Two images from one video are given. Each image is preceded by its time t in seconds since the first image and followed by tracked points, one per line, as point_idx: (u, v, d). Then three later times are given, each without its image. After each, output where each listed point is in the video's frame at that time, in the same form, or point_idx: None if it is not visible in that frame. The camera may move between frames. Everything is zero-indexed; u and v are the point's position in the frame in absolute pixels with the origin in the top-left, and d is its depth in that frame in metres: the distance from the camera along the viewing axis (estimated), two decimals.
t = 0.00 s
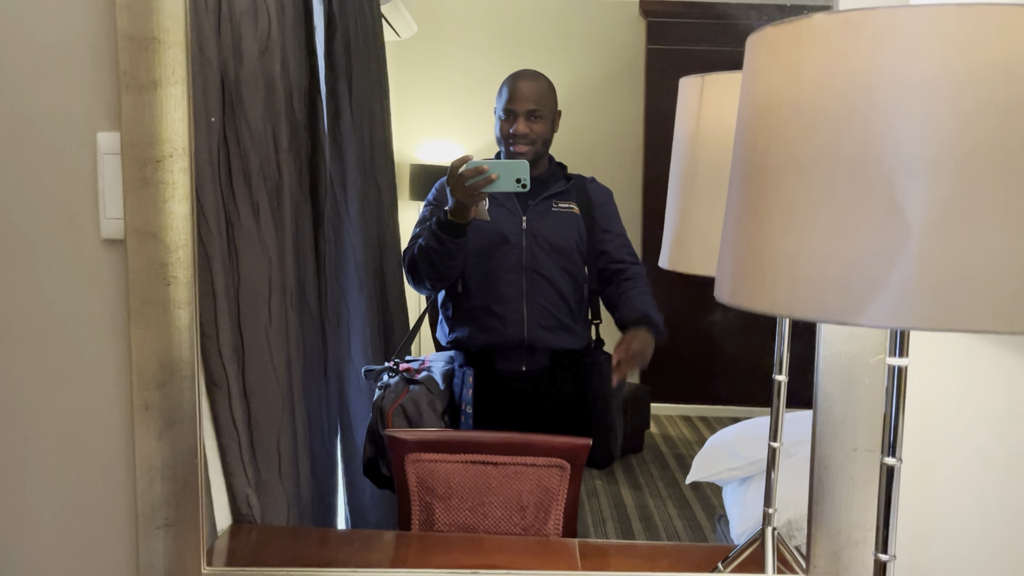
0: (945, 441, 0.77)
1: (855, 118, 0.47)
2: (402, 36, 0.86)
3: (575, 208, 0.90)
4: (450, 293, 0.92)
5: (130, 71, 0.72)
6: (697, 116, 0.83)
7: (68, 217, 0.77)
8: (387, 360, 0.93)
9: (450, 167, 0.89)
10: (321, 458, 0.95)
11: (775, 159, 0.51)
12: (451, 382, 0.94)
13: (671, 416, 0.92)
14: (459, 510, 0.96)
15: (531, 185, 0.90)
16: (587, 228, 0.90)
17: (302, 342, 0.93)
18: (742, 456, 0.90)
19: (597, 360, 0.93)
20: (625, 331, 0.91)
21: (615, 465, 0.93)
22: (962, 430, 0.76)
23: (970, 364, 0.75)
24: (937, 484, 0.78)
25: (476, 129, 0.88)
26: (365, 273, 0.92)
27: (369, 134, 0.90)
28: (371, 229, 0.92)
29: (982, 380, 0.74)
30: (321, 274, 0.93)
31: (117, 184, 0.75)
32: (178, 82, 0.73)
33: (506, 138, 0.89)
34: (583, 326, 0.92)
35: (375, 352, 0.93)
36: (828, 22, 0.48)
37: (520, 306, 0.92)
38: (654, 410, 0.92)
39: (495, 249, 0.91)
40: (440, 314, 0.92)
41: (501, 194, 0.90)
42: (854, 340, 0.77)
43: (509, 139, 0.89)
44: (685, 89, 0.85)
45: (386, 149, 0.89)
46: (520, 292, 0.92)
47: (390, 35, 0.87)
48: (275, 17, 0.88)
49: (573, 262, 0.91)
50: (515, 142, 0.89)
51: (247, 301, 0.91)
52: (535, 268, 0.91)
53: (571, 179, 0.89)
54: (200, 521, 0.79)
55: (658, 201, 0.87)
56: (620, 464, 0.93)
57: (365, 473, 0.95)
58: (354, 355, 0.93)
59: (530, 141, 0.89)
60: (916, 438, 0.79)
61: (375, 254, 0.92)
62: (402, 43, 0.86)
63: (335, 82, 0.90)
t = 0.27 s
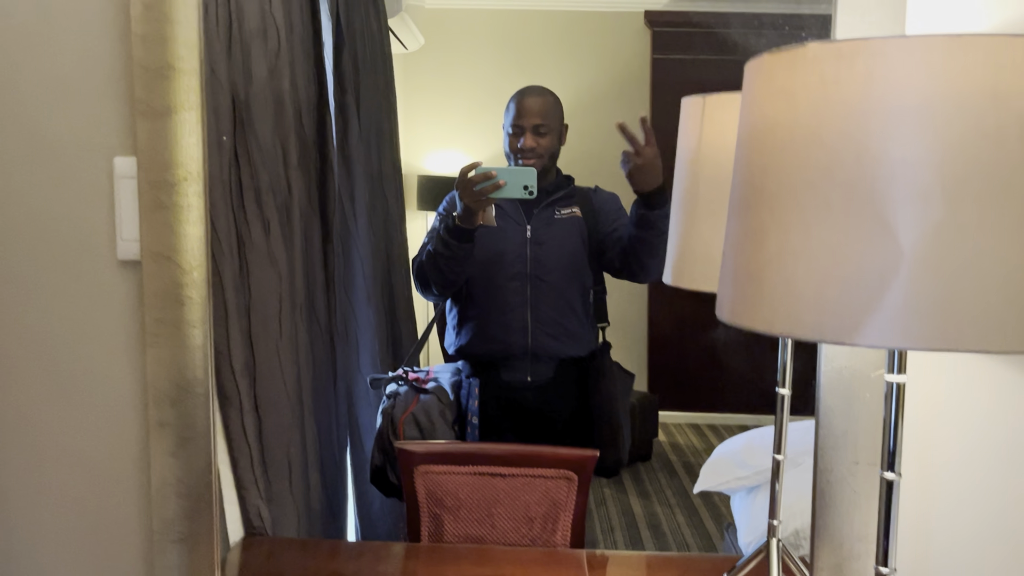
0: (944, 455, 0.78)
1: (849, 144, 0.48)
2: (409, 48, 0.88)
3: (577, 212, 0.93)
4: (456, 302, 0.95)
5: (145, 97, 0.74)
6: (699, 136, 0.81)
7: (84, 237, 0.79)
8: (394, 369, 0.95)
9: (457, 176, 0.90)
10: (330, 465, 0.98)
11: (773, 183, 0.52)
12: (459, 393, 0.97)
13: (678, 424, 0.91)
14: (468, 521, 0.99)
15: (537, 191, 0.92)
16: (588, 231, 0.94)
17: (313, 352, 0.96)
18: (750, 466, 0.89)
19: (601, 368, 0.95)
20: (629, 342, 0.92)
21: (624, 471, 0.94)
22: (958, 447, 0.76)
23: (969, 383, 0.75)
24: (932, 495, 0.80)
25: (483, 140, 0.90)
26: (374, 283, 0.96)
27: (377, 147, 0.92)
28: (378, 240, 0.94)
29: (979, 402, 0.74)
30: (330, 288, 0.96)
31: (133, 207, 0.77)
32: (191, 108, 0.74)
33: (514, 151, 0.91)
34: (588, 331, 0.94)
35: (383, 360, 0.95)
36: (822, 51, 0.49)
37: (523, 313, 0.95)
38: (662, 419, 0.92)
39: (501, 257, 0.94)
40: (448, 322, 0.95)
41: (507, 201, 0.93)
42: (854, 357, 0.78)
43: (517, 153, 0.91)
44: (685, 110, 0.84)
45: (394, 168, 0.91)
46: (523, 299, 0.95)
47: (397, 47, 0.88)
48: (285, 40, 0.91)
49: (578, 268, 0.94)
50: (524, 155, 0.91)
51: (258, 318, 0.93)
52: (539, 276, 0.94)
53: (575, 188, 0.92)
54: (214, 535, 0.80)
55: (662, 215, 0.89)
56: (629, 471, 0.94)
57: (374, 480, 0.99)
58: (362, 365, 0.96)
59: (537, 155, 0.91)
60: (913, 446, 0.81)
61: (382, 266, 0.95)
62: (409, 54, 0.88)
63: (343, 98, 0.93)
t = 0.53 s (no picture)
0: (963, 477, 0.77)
1: (867, 167, 0.48)
2: (418, 60, 0.89)
3: (583, 220, 0.92)
4: (467, 313, 0.94)
5: (164, 122, 0.75)
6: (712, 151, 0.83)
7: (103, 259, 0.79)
8: (405, 381, 0.96)
9: (465, 186, 0.91)
10: (344, 476, 0.99)
11: (790, 205, 0.52)
12: (472, 405, 0.96)
13: (689, 432, 0.91)
14: (482, 535, 0.99)
15: (546, 198, 0.92)
16: (597, 241, 0.92)
17: (326, 365, 0.98)
18: (764, 477, 0.90)
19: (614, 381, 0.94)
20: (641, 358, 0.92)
21: (636, 482, 0.94)
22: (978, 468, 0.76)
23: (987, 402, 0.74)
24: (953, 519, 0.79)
25: (492, 150, 0.90)
26: (386, 299, 0.97)
27: (387, 148, 0.92)
28: (389, 254, 0.95)
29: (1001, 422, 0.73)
30: (342, 301, 0.98)
31: (152, 229, 0.77)
32: (209, 131, 0.75)
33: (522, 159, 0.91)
34: (602, 343, 0.93)
35: (395, 374, 0.96)
36: (839, 74, 0.49)
37: (534, 324, 0.94)
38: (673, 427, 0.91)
39: (511, 267, 0.93)
40: (459, 331, 0.95)
41: (514, 208, 0.92)
42: (871, 374, 0.77)
43: (525, 161, 0.91)
44: (698, 126, 0.85)
45: (404, 176, 0.92)
46: (534, 311, 0.94)
47: (406, 59, 0.89)
48: (297, 58, 0.92)
49: (588, 276, 0.92)
50: (531, 163, 0.91)
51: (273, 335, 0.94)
52: (548, 286, 0.93)
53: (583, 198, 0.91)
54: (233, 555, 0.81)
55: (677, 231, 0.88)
56: (641, 482, 0.94)
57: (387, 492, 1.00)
58: (375, 379, 0.97)
59: (544, 163, 0.91)
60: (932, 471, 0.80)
61: (393, 278, 0.96)
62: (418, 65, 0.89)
63: (354, 112, 0.94)
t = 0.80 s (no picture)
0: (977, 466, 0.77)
1: (881, 154, 0.48)
2: (426, 60, 0.87)
3: (592, 222, 0.92)
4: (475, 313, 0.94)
5: (173, 119, 0.75)
6: (723, 145, 0.84)
7: (113, 258, 0.79)
8: (412, 383, 0.95)
9: (472, 187, 0.90)
10: (354, 477, 0.98)
11: (803, 195, 0.52)
12: (480, 405, 0.96)
13: (700, 431, 0.91)
14: (494, 534, 0.99)
15: (552, 200, 0.92)
16: (605, 242, 0.92)
17: (337, 368, 0.96)
18: (775, 474, 0.89)
19: (621, 380, 0.94)
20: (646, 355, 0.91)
21: (646, 481, 0.94)
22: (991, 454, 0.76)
23: (998, 386, 0.75)
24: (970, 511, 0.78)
25: (497, 150, 0.89)
26: (394, 297, 0.96)
27: (396, 156, 0.91)
28: (398, 252, 0.94)
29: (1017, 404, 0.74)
30: (352, 301, 0.96)
31: (162, 228, 0.77)
32: (219, 128, 0.75)
33: (525, 159, 0.91)
34: (610, 342, 0.93)
35: (405, 376, 0.95)
36: (853, 61, 0.49)
37: (543, 325, 0.94)
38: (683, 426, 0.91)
39: (519, 267, 0.93)
40: (466, 332, 0.94)
41: (521, 210, 0.92)
42: (885, 367, 0.77)
43: (527, 160, 0.91)
44: (709, 119, 0.85)
45: (413, 177, 0.91)
46: (542, 311, 0.94)
47: (414, 60, 0.88)
48: (304, 57, 0.92)
49: (597, 275, 0.92)
50: (534, 163, 0.91)
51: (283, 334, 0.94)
52: (557, 287, 0.93)
53: (590, 197, 0.91)
54: (246, 553, 0.81)
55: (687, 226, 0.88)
56: (651, 481, 0.93)
57: (396, 493, 0.99)
58: (385, 382, 0.96)
59: (548, 161, 0.91)
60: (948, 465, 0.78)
61: (403, 278, 0.95)
62: (425, 66, 0.88)
63: (361, 112, 0.93)
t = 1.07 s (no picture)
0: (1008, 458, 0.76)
1: (912, 137, 0.47)
2: (434, 57, 0.87)
3: (605, 220, 0.92)
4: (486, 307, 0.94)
5: (190, 111, 0.74)
6: (743, 132, 0.84)
7: (129, 253, 0.79)
8: (427, 376, 0.95)
9: (481, 182, 0.90)
10: (366, 472, 0.99)
11: (831, 179, 0.51)
12: (494, 399, 0.95)
13: (712, 425, 0.89)
14: (510, 528, 0.98)
15: (561, 196, 0.91)
16: (618, 241, 0.92)
17: (352, 361, 0.97)
18: (790, 468, 0.88)
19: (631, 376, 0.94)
20: (655, 348, 0.92)
21: (660, 480, 0.93)
22: None
23: None
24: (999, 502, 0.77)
25: (506, 145, 0.89)
26: (405, 290, 0.96)
27: (406, 151, 0.91)
28: (409, 251, 0.95)
29: None
30: (364, 296, 0.98)
31: (178, 220, 0.77)
32: (234, 120, 0.74)
33: (533, 154, 0.91)
34: (621, 336, 0.93)
35: (417, 369, 0.96)
36: (882, 43, 0.48)
37: (554, 320, 0.94)
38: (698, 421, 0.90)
39: (527, 262, 0.93)
40: (478, 326, 0.94)
41: (532, 206, 0.92)
42: (911, 355, 0.75)
43: (536, 156, 0.91)
44: (727, 107, 0.85)
45: (424, 175, 0.90)
46: (553, 306, 0.94)
47: (421, 55, 0.88)
48: (316, 51, 0.92)
49: (605, 273, 0.93)
50: (542, 158, 0.91)
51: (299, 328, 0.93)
52: (567, 283, 0.93)
53: (603, 194, 0.91)
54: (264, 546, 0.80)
55: (705, 216, 0.87)
56: (667, 479, 0.93)
57: (410, 488, 0.98)
58: (397, 375, 0.97)
59: (556, 156, 0.90)
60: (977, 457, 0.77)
61: (413, 270, 0.95)
62: (434, 63, 0.87)
63: (372, 108, 0.93)
